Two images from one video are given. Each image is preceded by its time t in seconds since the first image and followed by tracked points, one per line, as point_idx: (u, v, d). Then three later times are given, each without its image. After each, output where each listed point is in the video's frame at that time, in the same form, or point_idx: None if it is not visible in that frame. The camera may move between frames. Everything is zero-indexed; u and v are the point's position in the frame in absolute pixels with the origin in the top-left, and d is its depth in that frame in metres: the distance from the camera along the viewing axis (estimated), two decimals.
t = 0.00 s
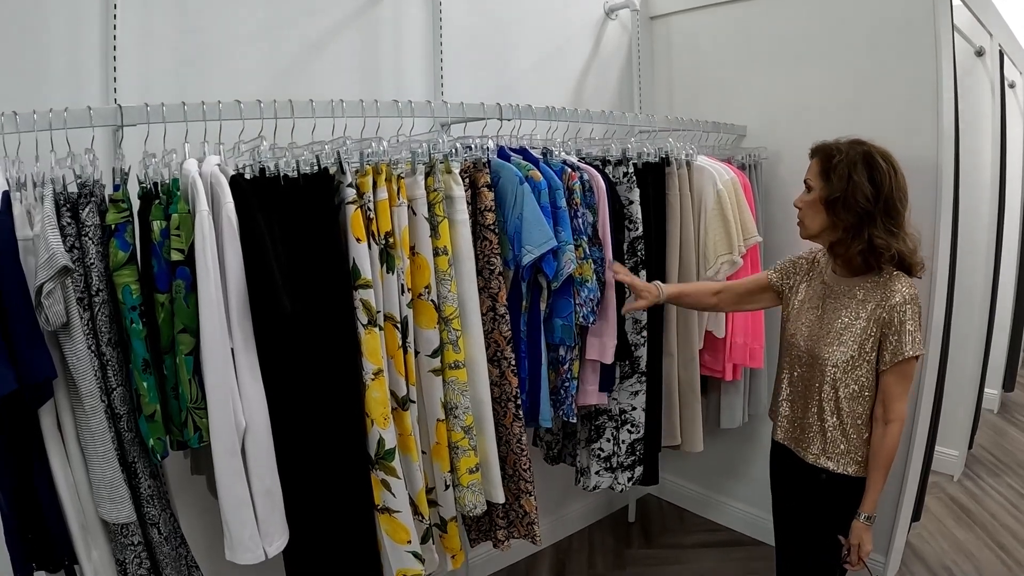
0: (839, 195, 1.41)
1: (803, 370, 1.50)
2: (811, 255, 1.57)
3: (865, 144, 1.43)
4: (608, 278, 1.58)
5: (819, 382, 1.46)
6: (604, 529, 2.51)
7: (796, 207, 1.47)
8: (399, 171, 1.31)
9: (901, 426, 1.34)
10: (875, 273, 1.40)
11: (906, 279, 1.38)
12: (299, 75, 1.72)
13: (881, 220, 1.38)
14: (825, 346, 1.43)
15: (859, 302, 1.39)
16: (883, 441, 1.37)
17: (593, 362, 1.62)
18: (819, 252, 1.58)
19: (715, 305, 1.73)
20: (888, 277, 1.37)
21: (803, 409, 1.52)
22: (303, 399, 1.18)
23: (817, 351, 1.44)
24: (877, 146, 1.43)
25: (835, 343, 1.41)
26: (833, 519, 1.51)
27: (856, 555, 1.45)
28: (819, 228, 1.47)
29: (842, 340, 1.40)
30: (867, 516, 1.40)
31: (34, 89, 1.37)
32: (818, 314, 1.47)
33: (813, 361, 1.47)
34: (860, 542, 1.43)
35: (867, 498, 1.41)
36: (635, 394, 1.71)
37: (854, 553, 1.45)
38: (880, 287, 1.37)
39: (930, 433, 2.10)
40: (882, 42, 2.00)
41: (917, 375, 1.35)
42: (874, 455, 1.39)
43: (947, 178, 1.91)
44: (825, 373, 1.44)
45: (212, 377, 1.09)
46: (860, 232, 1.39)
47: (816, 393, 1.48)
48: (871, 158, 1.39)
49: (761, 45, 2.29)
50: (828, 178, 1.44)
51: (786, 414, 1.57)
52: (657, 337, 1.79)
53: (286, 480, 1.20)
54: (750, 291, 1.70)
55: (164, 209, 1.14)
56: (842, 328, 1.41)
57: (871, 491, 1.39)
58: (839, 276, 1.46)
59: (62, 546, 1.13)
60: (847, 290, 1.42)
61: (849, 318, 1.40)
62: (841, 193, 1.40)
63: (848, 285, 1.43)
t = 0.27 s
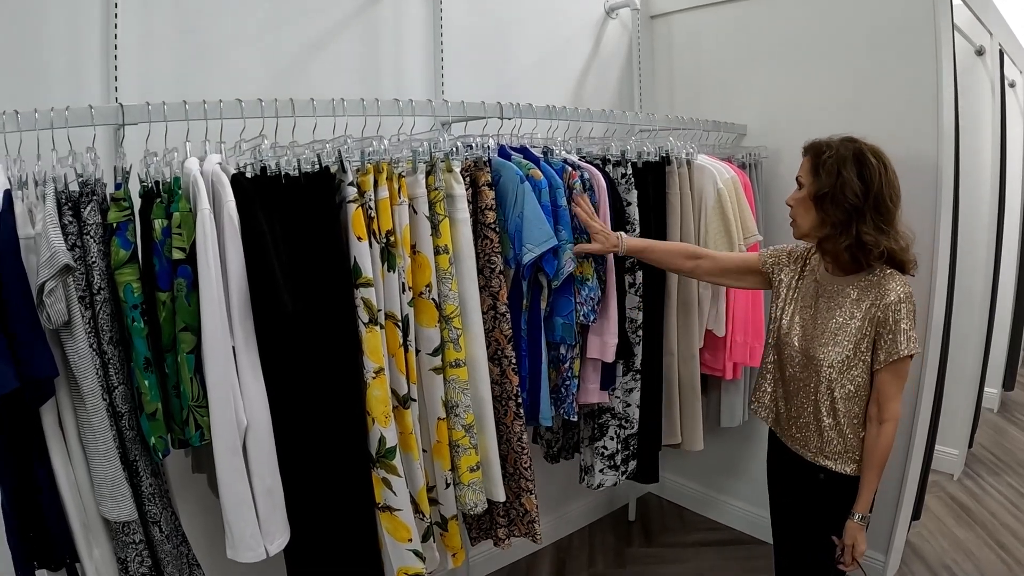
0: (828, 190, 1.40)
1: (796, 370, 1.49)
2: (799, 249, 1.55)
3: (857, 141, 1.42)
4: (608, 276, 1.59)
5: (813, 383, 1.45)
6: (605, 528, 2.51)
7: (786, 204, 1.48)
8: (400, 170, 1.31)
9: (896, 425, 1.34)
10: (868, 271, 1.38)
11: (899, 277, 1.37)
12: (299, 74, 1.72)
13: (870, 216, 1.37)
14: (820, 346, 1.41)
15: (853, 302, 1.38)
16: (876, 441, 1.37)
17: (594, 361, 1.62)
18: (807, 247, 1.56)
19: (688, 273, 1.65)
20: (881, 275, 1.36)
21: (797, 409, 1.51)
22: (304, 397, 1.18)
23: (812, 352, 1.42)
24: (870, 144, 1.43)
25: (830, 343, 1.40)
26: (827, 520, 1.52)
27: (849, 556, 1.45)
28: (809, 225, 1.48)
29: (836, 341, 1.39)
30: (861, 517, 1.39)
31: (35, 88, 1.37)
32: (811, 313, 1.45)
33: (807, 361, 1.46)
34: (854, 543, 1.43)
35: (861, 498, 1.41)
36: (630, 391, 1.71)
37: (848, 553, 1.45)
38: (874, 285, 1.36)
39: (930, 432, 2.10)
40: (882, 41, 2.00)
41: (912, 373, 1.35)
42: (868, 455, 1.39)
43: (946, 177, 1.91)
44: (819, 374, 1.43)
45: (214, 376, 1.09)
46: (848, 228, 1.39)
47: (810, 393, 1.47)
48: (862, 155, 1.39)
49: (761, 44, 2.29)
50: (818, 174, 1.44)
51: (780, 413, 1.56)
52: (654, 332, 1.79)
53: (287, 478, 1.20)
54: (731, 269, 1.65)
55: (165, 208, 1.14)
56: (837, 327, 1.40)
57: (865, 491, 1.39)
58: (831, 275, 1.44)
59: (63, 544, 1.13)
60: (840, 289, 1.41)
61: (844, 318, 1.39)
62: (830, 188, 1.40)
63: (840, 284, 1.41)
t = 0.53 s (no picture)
0: (822, 188, 1.39)
1: (790, 372, 1.48)
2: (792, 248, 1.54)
3: (853, 139, 1.41)
4: (608, 274, 1.59)
5: (808, 384, 1.44)
6: (604, 526, 2.51)
7: (780, 201, 1.47)
8: (399, 168, 1.31)
9: (892, 426, 1.34)
10: (862, 271, 1.38)
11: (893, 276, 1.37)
12: (298, 73, 1.72)
13: (864, 216, 1.37)
14: (815, 347, 1.41)
15: (848, 302, 1.38)
16: (872, 441, 1.37)
17: (594, 358, 1.63)
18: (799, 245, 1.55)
19: (673, 267, 1.63)
20: (875, 276, 1.36)
21: (793, 410, 1.50)
22: (304, 396, 1.18)
23: (807, 353, 1.42)
24: (866, 142, 1.42)
25: (825, 344, 1.40)
26: (824, 521, 1.51)
27: (847, 557, 1.45)
28: (802, 223, 1.47)
29: (831, 342, 1.39)
30: (857, 518, 1.40)
31: (34, 87, 1.37)
32: (805, 314, 1.45)
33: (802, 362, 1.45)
34: (851, 544, 1.43)
35: (857, 499, 1.41)
36: (633, 388, 1.70)
37: (845, 554, 1.45)
38: (869, 286, 1.36)
39: (930, 431, 2.10)
40: (882, 40, 2.00)
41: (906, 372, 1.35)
42: (864, 455, 1.39)
43: (945, 176, 1.92)
44: (815, 375, 1.42)
45: (213, 375, 1.09)
46: (842, 226, 1.38)
47: (806, 394, 1.46)
48: (858, 153, 1.38)
49: (761, 42, 2.29)
50: (812, 172, 1.43)
51: (775, 414, 1.56)
52: (654, 331, 1.80)
53: (287, 477, 1.20)
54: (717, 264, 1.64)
55: (164, 206, 1.14)
56: (831, 328, 1.39)
57: (861, 492, 1.39)
58: (825, 275, 1.44)
59: (62, 543, 1.13)
60: (834, 290, 1.41)
61: (838, 319, 1.39)
62: (824, 185, 1.39)
63: (834, 285, 1.41)
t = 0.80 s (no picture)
0: (813, 188, 1.39)
1: (783, 373, 1.48)
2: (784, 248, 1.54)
3: (843, 138, 1.41)
4: (605, 273, 1.59)
5: (801, 385, 1.44)
6: (602, 526, 2.51)
7: (771, 201, 1.47)
8: (395, 167, 1.32)
9: (886, 427, 1.34)
10: (853, 271, 1.38)
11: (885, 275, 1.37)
12: (296, 72, 1.72)
13: (856, 216, 1.36)
14: (806, 349, 1.41)
15: (839, 303, 1.37)
16: (867, 441, 1.37)
17: (593, 357, 1.62)
18: (791, 245, 1.55)
19: (667, 269, 1.64)
20: (866, 276, 1.36)
21: (786, 411, 1.50)
22: (300, 395, 1.18)
23: (798, 355, 1.42)
24: (857, 141, 1.42)
25: (816, 346, 1.39)
26: (820, 523, 1.51)
27: (844, 559, 1.45)
28: (793, 223, 1.47)
29: (823, 343, 1.38)
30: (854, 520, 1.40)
31: (31, 86, 1.37)
32: (796, 315, 1.45)
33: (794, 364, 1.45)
34: (849, 546, 1.43)
35: (853, 500, 1.41)
36: (631, 387, 1.71)
37: (843, 556, 1.45)
38: (860, 286, 1.36)
39: (927, 430, 2.10)
40: (880, 39, 2.00)
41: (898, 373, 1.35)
42: (859, 456, 1.39)
43: (943, 175, 1.92)
44: (807, 377, 1.42)
45: (209, 373, 1.09)
46: (834, 227, 1.38)
47: (799, 395, 1.46)
48: (848, 152, 1.38)
49: (759, 41, 2.29)
50: (803, 171, 1.43)
51: (769, 415, 1.56)
52: (652, 329, 1.81)
53: (283, 476, 1.20)
54: (710, 265, 1.65)
55: (160, 205, 1.14)
56: (822, 330, 1.39)
57: (858, 493, 1.39)
58: (816, 275, 1.43)
59: (59, 542, 1.13)
60: (825, 291, 1.40)
61: (830, 320, 1.38)
62: (815, 185, 1.39)
63: (825, 285, 1.41)
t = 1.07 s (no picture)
0: (804, 188, 1.39)
1: (777, 374, 1.48)
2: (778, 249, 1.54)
3: (834, 137, 1.41)
4: (603, 273, 1.58)
5: (794, 387, 1.45)
6: (600, 525, 2.52)
7: (762, 202, 1.47)
8: (391, 167, 1.32)
9: (876, 429, 1.33)
10: (845, 273, 1.38)
11: (877, 277, 1.36)
12: (293, 72, 1.72)
13: (847, 216, 1.36)
14: (798, 350, 1.41)
15: (831, 305, 1.37)
16: (857, 444, 1.36)
17: (588, 356, 1.63)
18: (786, 245, 1.55)
19: (665, 271, 1.64)
20: (858, 277, 1.36)
21: (781, 412, 1.51)
22: (297, 395, 1.19)
23: (790, 356, 1.42)
24: (848, 140, 1.41)
25: (808, 347, 1.40)
26: (809, 525, 1.52)
27: (830, 561, 1.44)
28: (785, 224, 1.47)
29: (814, 344, 1.39)
30: (840, 523, 1.39)
31: (29, 87, 1.37)
32: (789, 316, 1.45)
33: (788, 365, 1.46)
34: (834, 549, 1.43)
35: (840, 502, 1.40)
36: (628, 387, 1.71)
37: (829, 559, 1.44)
38: (851, 288, 1.36)
39: (925, 430, 2.10)
40: (877, 39, 2.01)
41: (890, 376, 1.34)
42: (849, 458, 1.38)
43: (941, 176, 1.92)
44: (799, 378, 1.42)
45: (205, 374, 1.09)
46: (826, 228, 1.38)
47: (792, 397, 1.47)
48: (839, 152, 1.38)
49: (756, 41, 2.29)
50: (794, 172, 1.43)
51: (765, 416, 1.57)
52: (648, 330, 1.80)
53: (280, 476, 1.20)
54: (707, 267, 1.65)
55: (157, 206, 1.14)
56: (814, 331, 1.39)
57: (845, 496, 1.37)
58: (810, 276, 1.43)
59: (56, 542, 1.13)
60: (817, 292, 1.40)
61: (821, 321, 1.38)
62: (806, 186, 1.39)
63: (818, 287, 1.41)
